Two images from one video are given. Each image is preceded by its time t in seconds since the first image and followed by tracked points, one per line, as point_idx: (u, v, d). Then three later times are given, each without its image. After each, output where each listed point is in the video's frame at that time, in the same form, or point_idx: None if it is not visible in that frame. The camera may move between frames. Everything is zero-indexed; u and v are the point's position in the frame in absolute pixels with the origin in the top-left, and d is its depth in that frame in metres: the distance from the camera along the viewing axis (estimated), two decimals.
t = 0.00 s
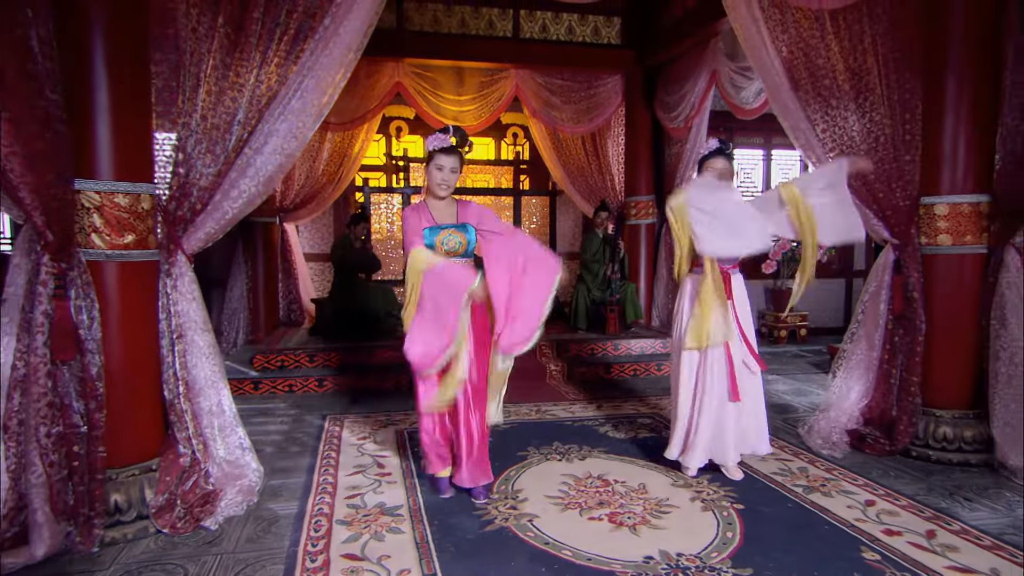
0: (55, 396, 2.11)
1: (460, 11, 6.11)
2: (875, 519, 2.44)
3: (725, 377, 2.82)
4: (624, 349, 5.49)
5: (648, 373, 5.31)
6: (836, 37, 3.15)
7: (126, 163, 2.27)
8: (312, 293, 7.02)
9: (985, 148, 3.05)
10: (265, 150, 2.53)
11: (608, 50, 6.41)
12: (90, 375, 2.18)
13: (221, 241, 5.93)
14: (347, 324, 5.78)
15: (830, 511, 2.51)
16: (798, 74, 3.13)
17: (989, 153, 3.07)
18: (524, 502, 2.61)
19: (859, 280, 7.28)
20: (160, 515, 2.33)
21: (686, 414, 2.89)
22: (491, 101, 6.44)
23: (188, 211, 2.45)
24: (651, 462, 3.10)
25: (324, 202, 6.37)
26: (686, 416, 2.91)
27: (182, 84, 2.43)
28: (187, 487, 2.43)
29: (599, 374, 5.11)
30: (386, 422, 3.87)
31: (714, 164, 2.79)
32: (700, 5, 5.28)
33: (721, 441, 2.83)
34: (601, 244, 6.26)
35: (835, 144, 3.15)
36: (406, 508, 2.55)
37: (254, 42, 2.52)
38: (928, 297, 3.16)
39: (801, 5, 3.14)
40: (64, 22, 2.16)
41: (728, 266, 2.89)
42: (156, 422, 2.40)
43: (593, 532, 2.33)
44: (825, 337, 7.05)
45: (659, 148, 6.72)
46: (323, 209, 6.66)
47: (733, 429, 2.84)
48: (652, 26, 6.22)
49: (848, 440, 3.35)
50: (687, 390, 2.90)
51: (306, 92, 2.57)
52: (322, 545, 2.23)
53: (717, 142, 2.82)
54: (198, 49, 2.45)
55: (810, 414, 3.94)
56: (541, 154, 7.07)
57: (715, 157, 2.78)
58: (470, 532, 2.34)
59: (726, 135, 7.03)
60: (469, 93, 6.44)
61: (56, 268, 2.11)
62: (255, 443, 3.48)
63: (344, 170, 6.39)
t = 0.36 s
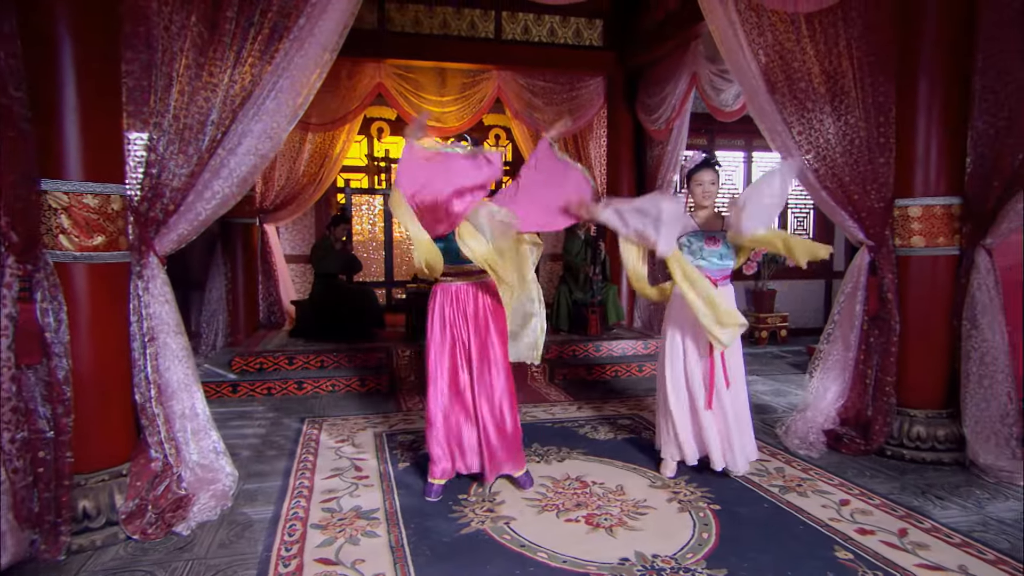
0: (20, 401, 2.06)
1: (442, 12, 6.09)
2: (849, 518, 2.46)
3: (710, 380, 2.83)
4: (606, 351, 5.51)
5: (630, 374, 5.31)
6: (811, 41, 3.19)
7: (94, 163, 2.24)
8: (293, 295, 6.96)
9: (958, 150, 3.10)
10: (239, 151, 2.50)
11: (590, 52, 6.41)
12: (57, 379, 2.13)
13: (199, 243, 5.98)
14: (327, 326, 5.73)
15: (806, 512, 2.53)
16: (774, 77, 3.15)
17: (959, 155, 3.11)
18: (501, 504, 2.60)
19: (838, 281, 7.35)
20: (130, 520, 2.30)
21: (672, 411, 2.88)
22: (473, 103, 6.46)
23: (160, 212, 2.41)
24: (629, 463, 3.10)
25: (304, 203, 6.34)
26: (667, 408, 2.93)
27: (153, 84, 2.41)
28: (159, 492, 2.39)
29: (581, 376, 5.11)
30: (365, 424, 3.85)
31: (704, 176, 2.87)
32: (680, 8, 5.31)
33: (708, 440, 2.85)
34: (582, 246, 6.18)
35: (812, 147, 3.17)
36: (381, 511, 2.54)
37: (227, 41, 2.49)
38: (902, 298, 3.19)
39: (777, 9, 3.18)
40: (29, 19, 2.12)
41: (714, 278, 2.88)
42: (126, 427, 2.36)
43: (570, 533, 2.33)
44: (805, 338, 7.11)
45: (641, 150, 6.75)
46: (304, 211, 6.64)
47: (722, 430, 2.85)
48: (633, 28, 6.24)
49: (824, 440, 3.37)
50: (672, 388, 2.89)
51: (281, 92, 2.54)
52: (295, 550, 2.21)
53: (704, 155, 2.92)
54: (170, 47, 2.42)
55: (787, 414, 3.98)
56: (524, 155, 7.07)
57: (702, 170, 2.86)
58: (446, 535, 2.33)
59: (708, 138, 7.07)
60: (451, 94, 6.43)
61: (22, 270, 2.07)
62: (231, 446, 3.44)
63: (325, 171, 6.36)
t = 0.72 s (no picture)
0: None
1: (422, 12, 6.07)
2: (822, 516, 2.48)
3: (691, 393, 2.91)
4: (587, 351, 5.51)
5: (610, 374, 5.31)
6: (786, 42, 3.20)
7: (60, 162, 2.19)
8: (272, 296, 6.89)
9: (929, 150, 3.13)
10: (210, 150, 2.47)
11: (571, 52, 6.43)
12: (19, 383, 2.09)
13: (176, 242, 6.03)
14: (306, 327, 5.68)
15: (779, 510, 2.55)
16: (750, 78, 3.17)
17: (931, 157, 3.14)
18: (477, 506, 2.59)
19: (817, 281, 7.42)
20: (96, 526, 2.26)
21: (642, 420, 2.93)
22: (454, 103, 6.42)
23: (129, 212, 2.37)
24: (606, 463, 3.10)
25: (284, 203, 6.25)
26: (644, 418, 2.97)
27: (122, 81, 2.38)
28: (128, 497, 2.36)
29: (561, 377, 5.11)
30: (342, 426, 3.82)
31: (688, 195, 2.89)
32: (660, 9, 5.33)
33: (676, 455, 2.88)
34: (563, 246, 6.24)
35: (787, 148, 3.19)
36: (356, 514, 2.52)
37: (198, 39, 2.46)
38: (876, 298, 3.23)
39: (752, 10, 3.19)
40: None
41: (703, 299, 2.95)
42: (93, 429, 2.32)
43: (545, 535, 2.33)
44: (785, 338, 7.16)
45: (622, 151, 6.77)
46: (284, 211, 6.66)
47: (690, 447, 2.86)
48: (613, 30, 6.26)
49: (800, 439, 3.39)
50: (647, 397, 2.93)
51: (253, 91, 2.52)
52: (267, 553, 2.18)
53: (693, 174, 2.93)
54: (139, 44, 2.37)
55: (765, 414, 4.00)
56: (505, 156, 7.06)
57: (686, 190, 2.89)
58: (420, 538, 2.32)
59: (688, 139, 7.11)
60: (431, 94, 6.40)
61: None
62: (205, 449, 3.39)
63: (305, 171, 6.29)
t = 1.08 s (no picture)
0: None
1: (401, 11, 6.04)
2: (795, 515, 2.49)
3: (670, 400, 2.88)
4: (566, 351, 5.52)
5: (590, 374, 5.33)
6: (761, 44, 3.22)
7: (22, 160, 2.12)
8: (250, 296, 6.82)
9: (901, 151, 3.18)
10: (179, 149, 2.42)
11: (551, 52, 6.45)
12: None
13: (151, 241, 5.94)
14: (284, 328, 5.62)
15: (753, 509, 2.56)
16: (725, 79, 3.18)
17: (902, 159, 3.18)
18: (451, 507, 2.58)
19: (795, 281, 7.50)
20: (60, 533, 2.21)
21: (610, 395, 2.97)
22: (434, 103, 6.40)
23: (96, 211, 2.33)
24: (583, 463, 3.10)
25: (261, 202, 6.18)
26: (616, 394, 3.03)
27: (88, 78, 2.32)
28: (93, 502, 2.32)
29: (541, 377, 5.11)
30: (318, 428, 3.79)
31: (665, 209, 2.92)
32: (639, 9, 5.36)
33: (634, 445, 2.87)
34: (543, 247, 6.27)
35: (762, 148, 3.21)
36: (329, 517, 2.49)
37: (167, 35, 2.40)
38: (850, 298, 3.26)
39: (727, 11, 3.20)
40: None
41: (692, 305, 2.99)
42: (57, 432, 2.26)
43: (519, 536, 2.33)
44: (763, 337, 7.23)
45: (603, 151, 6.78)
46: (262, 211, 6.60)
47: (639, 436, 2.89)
48: (593, 30, 6.27)
49: (775, 437, 3.42)
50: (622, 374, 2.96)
51: (223, 90, 2.47)
52: (237, 557, 2.16)
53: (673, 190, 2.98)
54: (105, 40, 2.32)
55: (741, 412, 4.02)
56: (485, 156, 7.04)
57: (666, 205, 2.93)
58: (393, 540, 2.30)
59: (668, 139, 7.14)
60: (411, 93, 6.37)
61: None
62: (178, 452, 3.34)
63: (283, 170, 6.20)
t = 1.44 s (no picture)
0: None
1: (379, 10, 6.01)
2: (767, 513, 2.51)
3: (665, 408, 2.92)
4: (546, 351, 5.52)
5: (569, 374, 5.33)
6: (734, 45, 3.25)
7: None
8: (226, 297, 6.73)
9: (872, 151, 3.21)
10: (146, 147, 2.39)
11: (530, 52, 6.43)
12: None
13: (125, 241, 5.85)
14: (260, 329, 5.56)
15: (726, 508, 2.57)
16: (699, 80, 3.20)
17: (873, 159, 3.22)
18: (424, 509, 2.56)
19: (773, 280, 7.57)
20: (18, 542, 2.14)
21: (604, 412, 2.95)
22: (413, 102, 6.36)
23: (59, 211, 2.28)
24: (559, 463, 3.10)
25: (237, 202, 6.10)
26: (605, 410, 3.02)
27: (49, 73, 2.25)
28: (55, 509, 2.27)
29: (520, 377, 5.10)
30: (293, 430, 3.75)
31: (638, 215, 2.87)
32: (618, 10, 5.37)
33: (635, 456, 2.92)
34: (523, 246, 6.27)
35: (736, 149, 3.23)
36: (300, 521, 2.46)
37: (133, 31, 2.34)
38: (823, 297, 3.28)
39: (699, 12, 3.23)
40: None
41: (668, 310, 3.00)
42: (21, 435, 2.27)
43: (492, 538, 2.31)
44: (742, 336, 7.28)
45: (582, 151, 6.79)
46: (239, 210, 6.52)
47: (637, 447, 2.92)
48: (572, 30, 6.27)
49: (750, 437, 3.44)
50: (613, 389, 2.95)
51: (192, 87, 2.44)
52: (203, 563, 2.12)
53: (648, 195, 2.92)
54: (68, 35, 2.26)
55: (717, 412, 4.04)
56: (464, 155, 7.02)
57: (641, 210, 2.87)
58: (365, 543, 2.28)
59: (647, 140, 7.17)
60: (390, 93, 6.33)
61: None
62: (149, 456, 3.29)
63: (260, 170, 6.13)
